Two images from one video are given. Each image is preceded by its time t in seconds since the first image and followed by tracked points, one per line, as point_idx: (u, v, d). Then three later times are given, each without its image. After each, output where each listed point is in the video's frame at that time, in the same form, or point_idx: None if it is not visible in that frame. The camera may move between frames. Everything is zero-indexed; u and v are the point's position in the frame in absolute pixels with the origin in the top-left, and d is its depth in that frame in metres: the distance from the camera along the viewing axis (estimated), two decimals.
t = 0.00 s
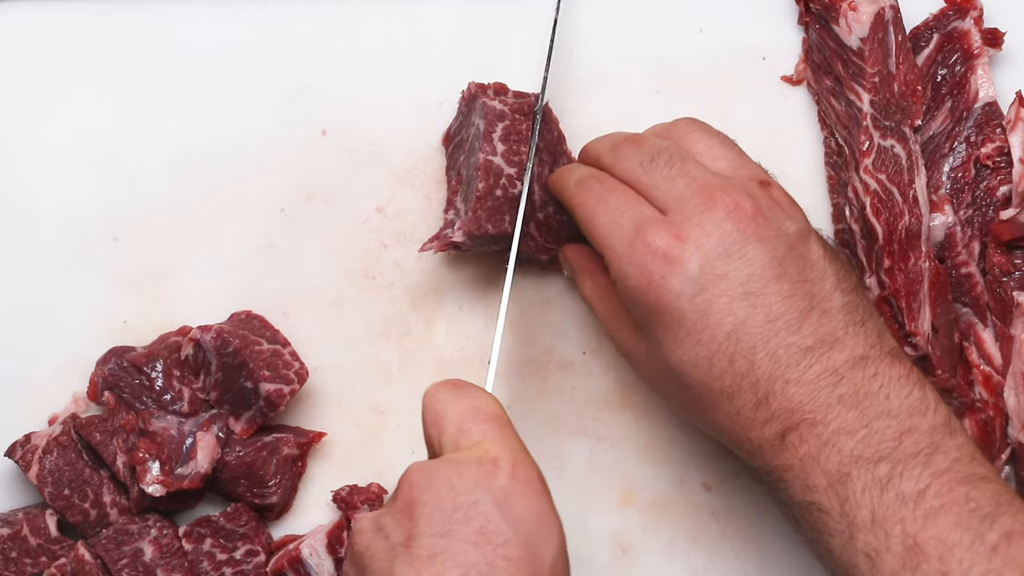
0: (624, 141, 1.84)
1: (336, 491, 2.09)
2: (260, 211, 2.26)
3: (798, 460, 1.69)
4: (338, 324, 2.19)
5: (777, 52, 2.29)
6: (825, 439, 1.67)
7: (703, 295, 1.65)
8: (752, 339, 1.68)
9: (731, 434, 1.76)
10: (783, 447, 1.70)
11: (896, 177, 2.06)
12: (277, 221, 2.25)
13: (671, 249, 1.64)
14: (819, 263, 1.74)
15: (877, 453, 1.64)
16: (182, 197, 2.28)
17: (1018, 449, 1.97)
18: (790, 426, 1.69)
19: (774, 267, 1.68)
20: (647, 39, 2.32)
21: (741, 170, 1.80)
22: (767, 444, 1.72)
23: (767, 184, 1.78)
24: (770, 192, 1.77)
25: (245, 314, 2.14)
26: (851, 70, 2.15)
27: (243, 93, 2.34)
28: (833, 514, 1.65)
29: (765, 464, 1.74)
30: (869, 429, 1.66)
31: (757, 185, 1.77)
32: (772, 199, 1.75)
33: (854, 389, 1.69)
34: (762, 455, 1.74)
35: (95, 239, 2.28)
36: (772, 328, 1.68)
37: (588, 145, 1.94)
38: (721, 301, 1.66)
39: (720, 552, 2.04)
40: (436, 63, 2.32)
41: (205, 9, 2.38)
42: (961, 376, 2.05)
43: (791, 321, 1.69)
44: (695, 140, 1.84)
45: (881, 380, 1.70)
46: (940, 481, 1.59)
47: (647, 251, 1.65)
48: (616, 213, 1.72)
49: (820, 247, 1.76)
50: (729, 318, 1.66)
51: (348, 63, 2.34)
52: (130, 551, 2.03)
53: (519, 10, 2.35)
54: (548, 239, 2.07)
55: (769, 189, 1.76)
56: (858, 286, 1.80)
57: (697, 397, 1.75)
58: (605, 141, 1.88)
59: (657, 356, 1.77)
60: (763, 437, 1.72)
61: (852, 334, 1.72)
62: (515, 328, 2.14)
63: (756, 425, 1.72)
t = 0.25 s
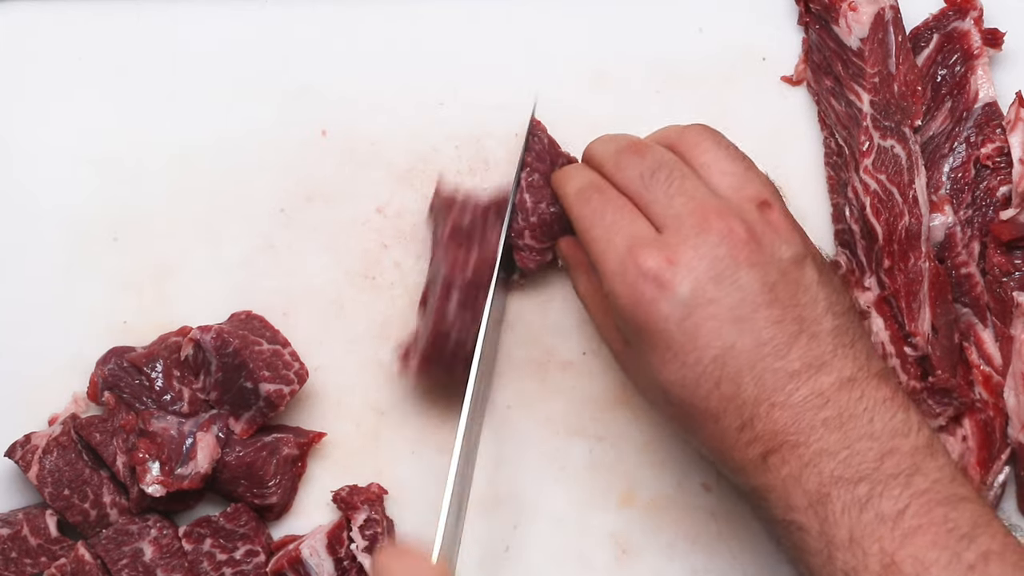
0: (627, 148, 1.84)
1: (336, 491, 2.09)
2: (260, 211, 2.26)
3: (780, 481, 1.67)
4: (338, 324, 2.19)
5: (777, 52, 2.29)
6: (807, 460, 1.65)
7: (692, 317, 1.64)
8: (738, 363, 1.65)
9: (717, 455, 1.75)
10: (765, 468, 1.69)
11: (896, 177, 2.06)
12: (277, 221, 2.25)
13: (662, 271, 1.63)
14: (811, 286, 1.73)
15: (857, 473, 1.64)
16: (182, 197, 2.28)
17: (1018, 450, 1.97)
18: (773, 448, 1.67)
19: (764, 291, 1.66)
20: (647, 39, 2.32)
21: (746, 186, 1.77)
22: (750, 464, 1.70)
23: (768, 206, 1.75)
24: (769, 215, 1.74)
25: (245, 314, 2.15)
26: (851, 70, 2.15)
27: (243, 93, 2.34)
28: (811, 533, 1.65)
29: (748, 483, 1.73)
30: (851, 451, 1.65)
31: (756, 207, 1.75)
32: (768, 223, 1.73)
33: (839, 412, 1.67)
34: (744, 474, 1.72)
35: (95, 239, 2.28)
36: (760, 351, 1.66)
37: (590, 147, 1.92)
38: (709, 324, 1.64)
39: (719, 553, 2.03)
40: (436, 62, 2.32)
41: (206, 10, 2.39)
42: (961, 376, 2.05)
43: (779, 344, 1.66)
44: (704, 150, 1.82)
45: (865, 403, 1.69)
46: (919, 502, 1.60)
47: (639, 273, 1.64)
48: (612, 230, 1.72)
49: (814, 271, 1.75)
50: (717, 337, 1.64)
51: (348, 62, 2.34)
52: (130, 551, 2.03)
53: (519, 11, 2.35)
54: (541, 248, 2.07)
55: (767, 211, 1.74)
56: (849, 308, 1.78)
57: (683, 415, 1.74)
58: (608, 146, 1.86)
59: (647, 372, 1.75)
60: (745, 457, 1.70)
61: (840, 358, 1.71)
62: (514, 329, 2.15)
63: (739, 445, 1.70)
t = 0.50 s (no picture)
0: (662, 136, 1.86)
1: (336, 491, 2.09)
2: (260, 211, 2.26)
3: (827, 480, 1.66)
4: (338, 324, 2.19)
5: (777, 52, 2.30)
6: (854, 460, 1.64)
7: (727, 306, 1.64)
8: (777, 355, 1.65)
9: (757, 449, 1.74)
10: (810, 466, 1.68)
11: (896, 177, 2.05)
12: (277, 221, 2.25)
13: (698, 261, 1.65)
14: (849, 284, 1.73)
15: (909, 477, 1.63)
16: (182, 197, 2.28)
17: (1018, 449, 1.97)
18: (818, 444, 1.66)
19: (801, 285, 1.67)
20: (647, 39, 2.32)
21: (778, 181, 1.80)
22: (795, 462, 1.69)
23: (800, 202, 1.78)
24: (801, 210, 1.76)
25: (245, 314, 2.14)
26: (851, 70, 2.13)
27: (243, 93, 2.34)
28: (862, 536, 1.63)
29: (793, 481, 1.72)
30: (898, 453, 1.64)
31: (788, 202, 1.77)
32: (801, 220, 1.75)
33: (884, 412, 1.66)
34: (789, 471, 1.71)
35: (95, 239, 2.28)
36: (799, 345, 1.66)
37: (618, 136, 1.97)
38: (747, 315, 1.64)
39: (720, 552, 2.04)
40: (436, 62, 2.32)
41: (206, 10, 2.38)
42: (961, 376, 2.05)
43: (818, 339, 1.66)
44: (736, 144, 1.85)
45: (909, 404, 1.68)
46: (973, 510, 1.58)
47: (674, 259, 1.66)
48: (643, 218, 1.74)
49: (851, 269, 1.75)
50: (754, 334, 1.64)
51: (348, 62, 2.34)
52: (130, 551, 2.03)
53: (519, 10, 2.35)
54: (542, 241, 2.10)
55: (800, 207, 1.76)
56: (888, 308, 1.77)
57: (721, 410, 1.73)
58: (637, 133, 1.91)
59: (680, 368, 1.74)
60: (790, 454, 1.70)
61: (880, 357, 1.70)
62: (516, 329, 2.16)
63: (783, 441, 1.69)
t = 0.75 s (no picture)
0: (713, 137, 1.81)
1: (336, 490, 2.09)
2: (260, 211, 2.26)
3: (852, 498, 1.67)
4: (338, 324, 2.19)
5: (777, 52, 2.30)
6: (881, 479, 1.65)
7: (763, 325, 1.65)
8: (809, 374, 1.67)
9: (784, 465, 1.75)
10: (836, 483, 1.69)
11: (896, 176, 2.05)
12: (277, 221, 2.25)
13: (738, 277, 1.64)
14: (885, 304, 1.73)
15: (935, 497, 1.65)
16: (182, 197, 2.28)
17: (1018, 449, 1.97)
18: (845, 464, 1.67)
19: (838, 305, 1.68)
20: (647, 39, 2.32)
21: (827, 199, 1.79)
22: (822, 479, 1.70)
23: (844, 220, 1.77)
24: (844, 230, 1.75)
25: (245, 314, 2.14)
26: (851, 70, 2.13)
27: (243, 93, 2.34)
28: (887, 555, 1.65)
29: (817, 497, 1.73)
30: (927, 473, 1.66)
31: (832, 221, 1.76)
32: (843, 239, 1.74)
33: (912, 433, 1.67)
34: (815, 488, 1.72)
35: (95, 239, 2.28)
36: (831, 365, 1.67)
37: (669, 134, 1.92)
38: (782, 334, 1.66)
39: (720, 552, 2.03)
40: (436, 62, 2.32)
41: (206, 10, 2.39)
42: (961, 376, 2.06)
43: (850, 359, 1.67)
44: (788, 158, 1.84)
45: (938, 427, 1.69)
46: (1000, 531, 1.61)
47: (712, 275, 1.65)
48: (688, 223, 1.71)
49: (887, 288, 1.74)
50: (788, 352, 1.66)
51: (348, 62, 2.34)
52: (130, 551, 2.03)
53: (519, 10, 2.35)
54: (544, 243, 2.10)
55: (842, 226, 1.75)
56: (919, 328, 1.78)
57: (750, 425, 1.74)
58: (691, 135, 1.85)
59: (711, 382, 1.76)
60: (817, 471, 1.70)
61: (911, 378, 1.71)
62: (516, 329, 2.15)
63: (810, 458, 1.69)
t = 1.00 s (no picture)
0: (691, 157, 1.81)
1: (336, 491, 2.09)
2: (260, 211, 2.26)
3: (843, 487, 1.68)
4: (338, 324, 2.19)
5: (777, 52, 2.30)
6: (872, 469, 1.66)
7: (762, 315, 1.64)
8: (807, 365, 1.66)
9: (778, 455, 1.76)
10: (827, 473, 1.70)
11: (896, 177, 2.05)
12: (277, 221, 2.25)
13: (737, 265, 1.63)
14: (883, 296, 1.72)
15: (926, 486, 1.64)
16: (182, 197, 2.28)
17: (1018, 449, 1.97)
18: (836, 454, 1.68)
19: (838, 295, 1.66)
20: (647, 39, 2.32)
21: (819, 193, 1.77)
22: (813, 468, 1.71)
23: (841, 211, 1.76)
24: (842, 220, 1.75)
25: (245, 314, 2.14)
26: (851, 70, 2.13)
27: (243, 93, 2.34)
28: (876, 543, 1.65)
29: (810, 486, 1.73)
30: (918, 464, 1.66)
31: (830, 213, 1.75)
32: (843, 229, 1.73)
33: (905, 423, 1.68)
34: (805, 477, 1.74)
35: (95, 239, 2.28)
36: (830, 356, 1.66)
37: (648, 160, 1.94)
38: (782, 323, 1.64)
39: (720, 552, 2.03)
40: (436, 62, 2.32)
41: (206, 10, 2.38)
42: (961, 376, 2.06)
43: (848, 351, 1.66)
44: (775, 154, 1.81)
45: (931, 417, 1.70)
46: (991, 520, 1.59)
47: (712, 267, 1.64)
48: (681, 232, 1.71)
49: (884, 281, 1.74)
50: (788, 340, 1.65)
51: (348, 62, 2.34)
52: (130, 551, 2.03)
53: (519, 10, 2.35)
54: (548, 242, 2.10)
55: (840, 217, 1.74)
56: (915, 322, 1.78)
57: (745, 414, 1.75)
58: (673, 154, 1.86)
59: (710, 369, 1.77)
60: (807, 462, 1.71)
61: (907, 370, 1.71)
62: (517, 330, 2.16)
63: (801, 449, 1.71)
